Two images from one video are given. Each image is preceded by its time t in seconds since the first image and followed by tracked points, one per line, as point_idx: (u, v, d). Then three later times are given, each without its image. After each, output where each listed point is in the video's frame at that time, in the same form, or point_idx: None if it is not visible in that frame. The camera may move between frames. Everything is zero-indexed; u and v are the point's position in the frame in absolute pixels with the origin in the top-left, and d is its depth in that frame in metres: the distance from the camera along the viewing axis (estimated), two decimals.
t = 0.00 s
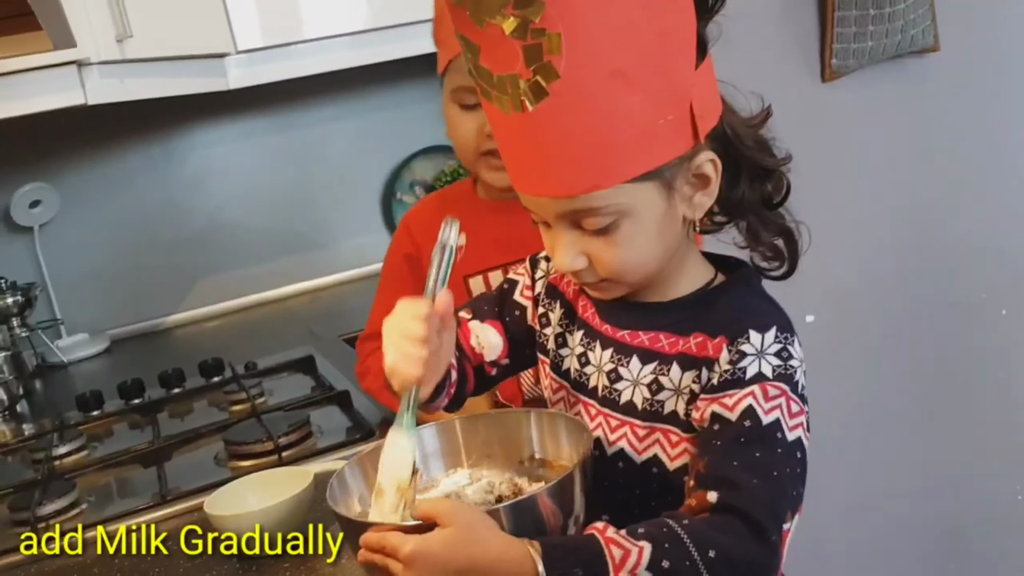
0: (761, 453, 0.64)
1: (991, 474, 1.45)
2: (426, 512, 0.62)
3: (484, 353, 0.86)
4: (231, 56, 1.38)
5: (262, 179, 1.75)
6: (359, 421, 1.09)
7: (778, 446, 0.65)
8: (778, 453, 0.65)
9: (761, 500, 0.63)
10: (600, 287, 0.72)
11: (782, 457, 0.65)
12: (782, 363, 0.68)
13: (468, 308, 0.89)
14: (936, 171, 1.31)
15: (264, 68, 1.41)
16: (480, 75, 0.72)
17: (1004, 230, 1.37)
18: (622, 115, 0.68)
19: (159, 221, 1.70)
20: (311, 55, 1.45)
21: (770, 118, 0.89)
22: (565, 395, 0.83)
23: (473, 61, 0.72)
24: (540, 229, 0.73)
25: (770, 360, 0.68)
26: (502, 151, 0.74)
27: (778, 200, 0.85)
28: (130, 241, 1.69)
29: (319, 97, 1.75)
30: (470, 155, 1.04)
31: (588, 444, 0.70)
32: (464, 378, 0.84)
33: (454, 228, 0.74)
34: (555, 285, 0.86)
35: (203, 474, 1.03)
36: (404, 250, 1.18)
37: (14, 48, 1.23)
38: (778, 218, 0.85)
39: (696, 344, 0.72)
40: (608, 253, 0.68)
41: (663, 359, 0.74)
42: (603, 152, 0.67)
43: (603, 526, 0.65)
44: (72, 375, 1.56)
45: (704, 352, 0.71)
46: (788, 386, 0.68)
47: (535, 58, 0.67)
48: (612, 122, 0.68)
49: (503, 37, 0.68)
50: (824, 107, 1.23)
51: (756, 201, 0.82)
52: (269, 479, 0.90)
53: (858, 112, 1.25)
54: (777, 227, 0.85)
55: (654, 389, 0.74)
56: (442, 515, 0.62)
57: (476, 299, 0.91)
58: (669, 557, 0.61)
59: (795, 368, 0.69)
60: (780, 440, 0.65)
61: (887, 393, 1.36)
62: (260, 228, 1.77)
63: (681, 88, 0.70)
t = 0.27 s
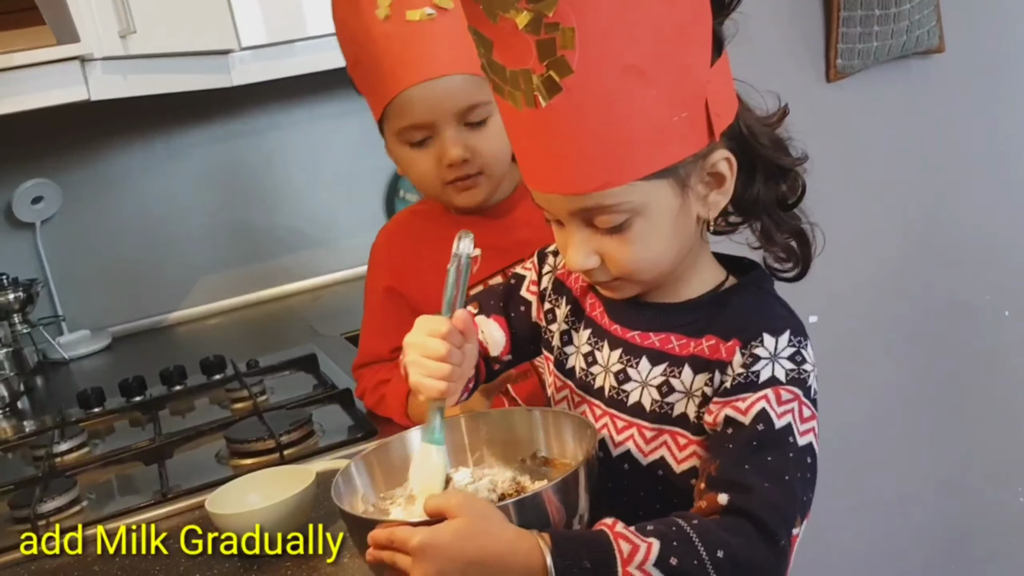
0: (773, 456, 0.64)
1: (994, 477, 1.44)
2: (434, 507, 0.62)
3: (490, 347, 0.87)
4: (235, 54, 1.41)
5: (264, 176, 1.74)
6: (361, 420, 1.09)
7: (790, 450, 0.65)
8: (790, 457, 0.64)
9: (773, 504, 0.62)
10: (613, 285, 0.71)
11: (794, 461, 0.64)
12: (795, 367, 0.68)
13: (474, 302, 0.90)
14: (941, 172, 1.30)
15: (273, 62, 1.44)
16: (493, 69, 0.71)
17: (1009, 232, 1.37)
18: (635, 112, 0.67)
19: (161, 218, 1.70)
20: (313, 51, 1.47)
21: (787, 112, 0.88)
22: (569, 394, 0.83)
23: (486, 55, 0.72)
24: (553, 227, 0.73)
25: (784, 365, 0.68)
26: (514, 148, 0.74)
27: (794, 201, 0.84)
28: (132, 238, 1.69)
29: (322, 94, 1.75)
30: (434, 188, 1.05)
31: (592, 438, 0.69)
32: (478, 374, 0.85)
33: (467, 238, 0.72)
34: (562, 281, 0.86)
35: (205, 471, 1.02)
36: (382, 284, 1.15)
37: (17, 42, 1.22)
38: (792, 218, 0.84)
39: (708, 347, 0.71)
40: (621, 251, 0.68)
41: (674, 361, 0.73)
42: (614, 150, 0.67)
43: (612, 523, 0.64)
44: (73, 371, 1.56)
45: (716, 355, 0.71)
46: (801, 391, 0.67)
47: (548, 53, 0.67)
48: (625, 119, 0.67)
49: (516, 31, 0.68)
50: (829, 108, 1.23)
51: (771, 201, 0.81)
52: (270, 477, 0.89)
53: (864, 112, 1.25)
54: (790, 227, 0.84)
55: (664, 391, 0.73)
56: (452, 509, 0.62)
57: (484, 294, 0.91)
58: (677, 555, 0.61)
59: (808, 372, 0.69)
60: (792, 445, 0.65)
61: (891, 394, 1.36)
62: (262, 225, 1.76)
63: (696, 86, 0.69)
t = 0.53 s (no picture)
0: (777, 456, 0.64)
1: (997, 477, 1.44)
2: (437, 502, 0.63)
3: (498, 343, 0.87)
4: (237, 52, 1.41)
5: (266, 175, 1.75)
6: (363, 419, 1.09)
7: (794, 450, 0.64)
8: (795, 457, 0.64)
9: (775, 504, 0.62)
10: (627, 283, 0.71)
11: (799, 461, 0.64)
12: (803, 367, 0.68)
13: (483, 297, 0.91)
14: (944, 172, 1.30)
15: (274, 61, 1.44)
16: (504, 68, 0.72)
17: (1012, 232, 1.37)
18: (644, 112, 0.67)
19: (162, 217, 1.70)
20: (314, 51, 1.47)
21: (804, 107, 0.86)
22: (578, 391, 0.83)
23: (496, 53, 0.72)
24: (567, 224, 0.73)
25: (792, 365, 0.68)
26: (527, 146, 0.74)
27: (810, 199, 0.83)
28: (133, 237, 1.69)
29: (323, 93, 1.75)
30: (441, 182, 1.04)
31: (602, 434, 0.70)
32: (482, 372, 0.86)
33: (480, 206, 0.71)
34: (573, 279, 0.86)
35: (206, 470, 1.02)
36: (387, 274, 1.15)
37: (19, 42, 1.22)
38: (807, 216, 0.84)
39: (717, 346, 0.72)
40: (631, 249, 0.68)
41: (682, 360, 0.73)
42: (622, 149, 0.67)
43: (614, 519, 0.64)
44: (74, 370, 1.56)
45: (725, 354, 0.71)
46: (808, 391, 0.67)
47: (555, 52, 0.67)
48: (634, 118, 0.67)
49: (525, 30, 0.68)
50: (831, 108, 1.23)
51: (785, 200, 0.81)
52: (269, 475, 0.90)
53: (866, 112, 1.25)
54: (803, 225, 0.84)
55: (672, 390, 0.73)
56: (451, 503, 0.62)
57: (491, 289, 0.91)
58: (676, 554, 0.61)
59: (817, 373, 0.68)
60: (796, 444, 0.65)
61: (892, 394, 1.36)
62: (264, 225, 1.76)
63: (706, 84, 0.69)
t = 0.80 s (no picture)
0: (781, 455, 0.64)
1: (997, 475, 1.44)
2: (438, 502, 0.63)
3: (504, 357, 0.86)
4: (237, 51, 1.41)
5: (266, 175, 1.75)
6: (363, 418, 1.09)
7: (797, 450, 0.65)
8: (798, 457, 0.65)
9: (779, 502, 0.62)
10: (626, 280, 0.71)
11: (802, 461, 0.65)
12: (808, 369, 0.68)
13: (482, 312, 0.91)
14: (943, 170, 1.31)
15: (274, 59, 1.44)
16: (503, 67, 0.73)
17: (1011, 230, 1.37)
18: (641, 109, 0.68)
19: (162, 216, 1.70)
20: (314, 49, 1.47)
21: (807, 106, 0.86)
22: (580, 392, 0.83)
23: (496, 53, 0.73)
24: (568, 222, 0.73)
25: (797, 366, 0.68)
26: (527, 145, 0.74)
27: (812, 197, 0.84)
28: (134, 236, 1.69)
29: (323, 92, 1.75)
30: (434, 173, 1.06)
31: (598, 439, 0.70)
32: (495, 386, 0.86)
33: (473, 239, 0.71)
34: (571, 282, 0.86)
35: (207, 470, 1.03)
36: (376, 259, 1.18)
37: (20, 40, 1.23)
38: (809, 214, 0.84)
39: (723, 346, 0.72)
40: (630, 246, 0.68)
41: (688, 360, 0.73)
42: (620, 145, 0.67)
43: (615, 518, 0.65)
44: (75, 369, 1.56)
45: (732, 354, 0.71)
46: (812, 391, 0.67)
47: (552, 50, 0.68)
48: (632, 116, 0.68)
49: (522, 30, 0.69)
50: (831, 106, 1.23)
51: (788, 199, 0.81)
52: (270, 476, 0.90)
53: (865, 110, 1.25)
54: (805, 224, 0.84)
55: (678, 390, 0.73)
56: (453, 502, 0.63)
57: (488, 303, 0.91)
58: (679, 553, 0.61)
59: (821, 374, 0.69)
60: (800, 444, 0.65)
61: (893, 392, 1.36)
62: (264, 223, 1.77)
63: (705, 82, 0.69)
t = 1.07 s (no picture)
0: (776, 450, 0.64)
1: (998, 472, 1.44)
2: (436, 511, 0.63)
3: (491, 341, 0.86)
4: (236, 52, 1.41)
5: (266, 174, 1.75)
6: (363, 418, 1.09)
7: (793, 445, 0.65)
8: (794, 452, 0.64)
9: (774, 497, 0.62)
10: (628, 280, 0.71)
11: (797, 456, 0.65)
12: (805, 365, 0.68)
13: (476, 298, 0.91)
14: (944, 167, 1.31)
15: (274, 59, 1.44)
16: (504, 72, 0.73)
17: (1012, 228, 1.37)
18: (640, 111, 0.68)
19: (162, 216, 1.70)
20: (314, 49, 1.47)
21: (802, 104, 0.87)
22: (580, 388, 0.83)
23: (496, 57, 0.73)
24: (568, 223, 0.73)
25: (794, 362, 0.68)
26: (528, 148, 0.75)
27: (808, 194, 0.83)
28: (134, 236, 1.69)
29: (323, 92, 1.75)
30: (393, 169, 1.09)
31: (590, 429, 0.70)
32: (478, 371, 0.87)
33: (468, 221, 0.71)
34: (570, 279, 0.86)
35: (207, 470, 1.03)
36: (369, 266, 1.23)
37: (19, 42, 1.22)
38: (806, 211, 0.84)
39: (720, 342, 0.72)
40: (632, 247, 0.68)
41: (685, 356, 0.73)
42: (622, 147, 0.67)
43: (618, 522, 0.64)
44: (76, 370, 1.56)
45: (727, 349, 0.71)
46: (808, 387, 0.67)
47: (553, 55, 0.68)
48: (630, 118, 0.68)
49: (523, 34, 0.69)
50: (830, 104, 1.22)
51: (784, 196, 0.81)
52: (271, 476, 0.90)
53: (865, 109, 1.24)
54: (802, 221, 0.84)
55: (676, 385, 0.73)
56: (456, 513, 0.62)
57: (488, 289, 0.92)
58: (678, 550, 0.61)
59: (817, 371, 0.69)
60: (795, 440, 0.65)
61: (894, 390, 1.36)
62: (264, 223, 1.77)
63: (704, 83, 0.69)
